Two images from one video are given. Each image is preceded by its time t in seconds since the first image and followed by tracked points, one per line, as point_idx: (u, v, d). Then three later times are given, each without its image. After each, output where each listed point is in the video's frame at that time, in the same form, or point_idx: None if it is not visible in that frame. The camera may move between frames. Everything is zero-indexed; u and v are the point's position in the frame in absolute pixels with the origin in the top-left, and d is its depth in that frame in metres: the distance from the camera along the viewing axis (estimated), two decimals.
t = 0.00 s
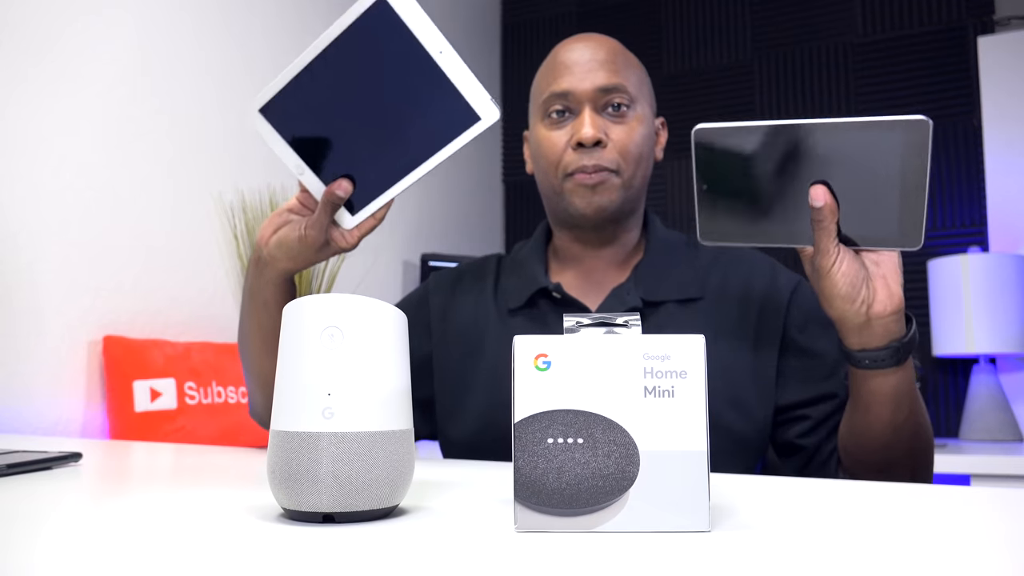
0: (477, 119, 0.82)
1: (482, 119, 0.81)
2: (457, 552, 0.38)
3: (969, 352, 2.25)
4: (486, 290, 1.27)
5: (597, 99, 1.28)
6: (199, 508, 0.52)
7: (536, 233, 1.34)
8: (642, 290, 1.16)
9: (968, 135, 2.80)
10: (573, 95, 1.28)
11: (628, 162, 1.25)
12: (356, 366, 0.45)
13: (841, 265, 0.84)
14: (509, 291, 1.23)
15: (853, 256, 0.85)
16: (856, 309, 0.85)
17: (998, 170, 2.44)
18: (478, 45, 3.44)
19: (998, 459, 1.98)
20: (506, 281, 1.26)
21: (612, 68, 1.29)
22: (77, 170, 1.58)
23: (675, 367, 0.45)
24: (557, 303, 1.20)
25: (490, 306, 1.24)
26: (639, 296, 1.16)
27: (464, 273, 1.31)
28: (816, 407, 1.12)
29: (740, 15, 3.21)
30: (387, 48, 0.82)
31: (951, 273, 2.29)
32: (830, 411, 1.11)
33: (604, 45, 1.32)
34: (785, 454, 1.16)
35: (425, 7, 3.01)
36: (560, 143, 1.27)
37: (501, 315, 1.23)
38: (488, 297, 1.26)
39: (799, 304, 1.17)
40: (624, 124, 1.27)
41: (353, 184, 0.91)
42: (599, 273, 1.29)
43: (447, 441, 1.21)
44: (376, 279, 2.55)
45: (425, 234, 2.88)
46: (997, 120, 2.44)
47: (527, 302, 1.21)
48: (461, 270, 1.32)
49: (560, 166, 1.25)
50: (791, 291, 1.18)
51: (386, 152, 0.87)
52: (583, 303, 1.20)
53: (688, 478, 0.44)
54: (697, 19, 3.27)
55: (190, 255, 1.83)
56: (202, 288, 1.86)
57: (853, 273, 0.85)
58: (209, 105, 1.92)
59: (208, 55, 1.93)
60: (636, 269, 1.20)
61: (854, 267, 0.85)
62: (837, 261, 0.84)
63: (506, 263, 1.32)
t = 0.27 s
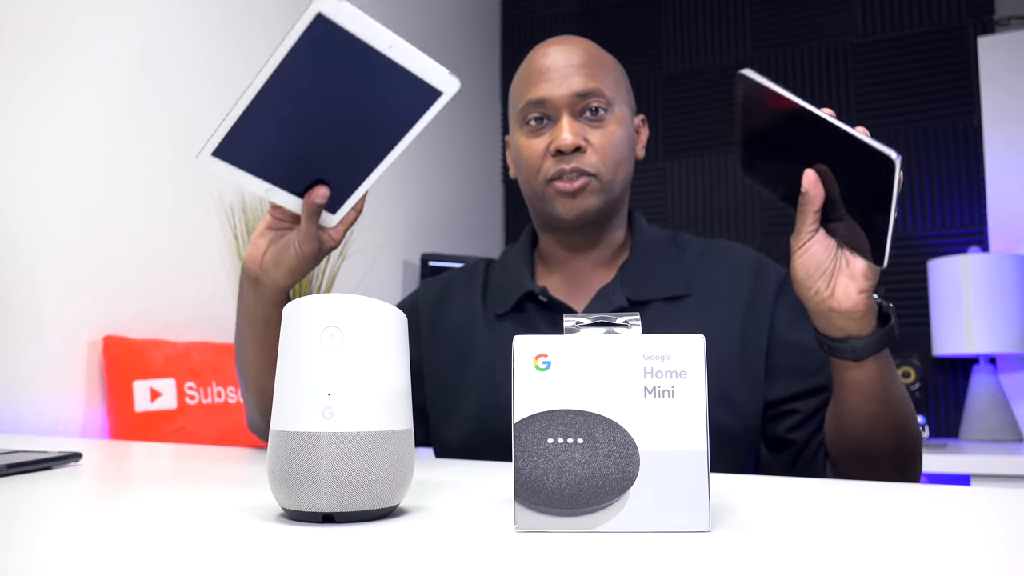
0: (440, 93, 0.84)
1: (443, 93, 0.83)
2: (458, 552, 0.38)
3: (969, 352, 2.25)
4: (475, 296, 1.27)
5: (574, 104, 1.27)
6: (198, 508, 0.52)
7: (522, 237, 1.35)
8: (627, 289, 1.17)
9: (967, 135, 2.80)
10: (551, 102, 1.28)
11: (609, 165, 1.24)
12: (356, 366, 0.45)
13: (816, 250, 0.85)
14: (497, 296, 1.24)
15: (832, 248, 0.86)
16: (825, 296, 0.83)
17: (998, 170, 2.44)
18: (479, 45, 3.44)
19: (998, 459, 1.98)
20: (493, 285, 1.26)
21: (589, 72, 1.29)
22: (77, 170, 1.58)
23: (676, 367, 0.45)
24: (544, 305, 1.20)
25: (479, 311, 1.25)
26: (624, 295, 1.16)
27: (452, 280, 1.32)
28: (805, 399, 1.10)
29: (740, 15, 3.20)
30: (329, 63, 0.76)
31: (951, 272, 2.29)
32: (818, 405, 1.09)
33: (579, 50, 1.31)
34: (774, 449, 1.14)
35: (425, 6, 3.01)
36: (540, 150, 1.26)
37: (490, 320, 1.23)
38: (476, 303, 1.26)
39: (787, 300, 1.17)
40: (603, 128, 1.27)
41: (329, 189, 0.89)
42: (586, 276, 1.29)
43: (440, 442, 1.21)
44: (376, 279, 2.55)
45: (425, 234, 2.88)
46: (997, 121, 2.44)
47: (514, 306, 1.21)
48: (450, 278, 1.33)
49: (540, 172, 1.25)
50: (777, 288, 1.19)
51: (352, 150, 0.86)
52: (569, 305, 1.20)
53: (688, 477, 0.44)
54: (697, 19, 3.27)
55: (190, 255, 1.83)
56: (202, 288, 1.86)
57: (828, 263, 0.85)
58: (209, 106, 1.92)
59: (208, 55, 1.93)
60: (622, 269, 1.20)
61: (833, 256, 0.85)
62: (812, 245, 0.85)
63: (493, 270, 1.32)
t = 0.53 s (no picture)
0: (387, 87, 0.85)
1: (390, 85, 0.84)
2: (458, 551, 0.38)
3: (969, 352, 2.25)
4: (465, 301, 1.27)
5: (559, 104, 1.27)
6: (197, 508, 0.52)
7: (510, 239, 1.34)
8: (613, 291, 1.16)
9: (967, 135, 2.80)
10: (535, 102, 1.27)
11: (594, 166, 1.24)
12: (356, 366, 0.45)
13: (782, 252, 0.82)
14: (485, 300, 1.23)
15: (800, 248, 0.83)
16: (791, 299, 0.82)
17: (998, 170, 2.44)
18: (479, 45, 3.44)
19: (999, 459, 1.98)
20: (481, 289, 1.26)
21: (574, 72, 1.29)
22: (77, 170, 1.57)
23: (675, 367, 0.45)
24: (532, 309, 1.19)
25: (469, 316, 1.24)
26: (610, 296, 1.15)
27: (443, 286, 1.33)
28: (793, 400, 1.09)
29: (740, 15, 3.20)
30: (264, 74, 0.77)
31: (951, 272, 2.29)
32: (805, 404, 1.08)
33: (564, 50, 1.31)
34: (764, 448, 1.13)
35: (425, 6, 3.01)
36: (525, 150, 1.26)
37: (480, 324, 1.23)
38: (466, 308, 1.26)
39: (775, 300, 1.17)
40: (588, 128, 1.26)
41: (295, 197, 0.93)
42: (573, 277, 1.29)
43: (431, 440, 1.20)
44: (377, 279, 2.55)
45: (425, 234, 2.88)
46: (997, 121, 2.44)
47: (502, 310, 1.20)
48: (441, 284, 1.34)
49: (525, 172, 1.24)
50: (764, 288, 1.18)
51: (304, 155, 0.87)
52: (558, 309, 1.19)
53: (688, 477, 0.44)
54: (697, 18, 3.27)
55: (190, 255, 1.83)
56: (202, 288, 1.86)
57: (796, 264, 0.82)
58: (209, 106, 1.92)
59: (207, 55, 1.93)
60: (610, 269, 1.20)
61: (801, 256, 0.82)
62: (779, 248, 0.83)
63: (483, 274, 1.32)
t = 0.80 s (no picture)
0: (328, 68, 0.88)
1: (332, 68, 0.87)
2: (459, 551, 0.38)
3: (969, 352, 2.25)
4: (462, 302, 1.28)
5: (517, 119, 1.22)
6: (198, 508, 0.52)
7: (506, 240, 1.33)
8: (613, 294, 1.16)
9: (967, 135, 2.80)
10: (494, 116, 1.24)
11: (549, 185, 1.21)
12: (356, 366, 0.45)
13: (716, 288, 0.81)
14: (482, 301, 1.24)
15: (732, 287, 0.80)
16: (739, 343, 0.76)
17: (998, 170, 2.44)
18: (478, 44, 3.44)
19: (999, 459, 1.98)
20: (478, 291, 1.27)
21: (538, 82, 1.22)
22: (76, 171, 1.57)
23: (675, 367, 0.45)
24: (529, 312, 1.20)
25: (466, 317, 1.26)
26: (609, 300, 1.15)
27: (438, 287, 1.33)
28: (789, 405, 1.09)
29: (740, 15, 3.20)
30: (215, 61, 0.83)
31: (951, 272, 2.29)
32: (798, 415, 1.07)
33: (535, 55, 1.24)
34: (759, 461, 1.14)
35: (425, 6, 3.01)
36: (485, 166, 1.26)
37: (477, 325, 1.24)
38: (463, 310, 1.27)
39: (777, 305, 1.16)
40: (545, 143, 1.22)
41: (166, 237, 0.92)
42: (567, 279, 1.28)
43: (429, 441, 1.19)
44: (377, 278, 2.55)
45: (425, 234, 2.88)
46: (997, 121, 2.44)
47: (500, 312, 1.22)
48: (436, 285, 1.34)
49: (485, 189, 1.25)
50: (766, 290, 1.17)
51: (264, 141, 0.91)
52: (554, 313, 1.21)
53: (689, 477, 0.44)
54: (697, 18, 3.27)
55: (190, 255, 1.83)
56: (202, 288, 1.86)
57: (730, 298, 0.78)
58: (208, 106, 1.92)
59: (207, 55, 1.92)
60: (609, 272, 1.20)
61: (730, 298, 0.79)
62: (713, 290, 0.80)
63: (479, 276, 1.33)
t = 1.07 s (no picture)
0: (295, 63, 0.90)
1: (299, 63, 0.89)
2: (459, 551, 0.38)
3: (969, 352, 2.25)
4: (464, 301, 1.27)
5: (528, 123, 1.21)
6: (198, 507, 0.52)
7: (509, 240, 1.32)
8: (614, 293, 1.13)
9: (967, 135, 2.80)
10: (505, 116, 1.23)
11: (553, 192, 1.20)
12: (356, 366, 0.45)
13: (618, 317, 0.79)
14: (484, 300, 1.23)
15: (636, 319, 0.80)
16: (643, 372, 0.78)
17: (998, 170, 2.44)
18: (478, 45, 3.44)
19: (999, 459, 1.98)
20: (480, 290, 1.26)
21: (552, 88, 1.21)
22: (77, 171, 1.58)
23: (675, 367, 0.45)
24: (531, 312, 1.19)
25: (468, 316, 1.24)
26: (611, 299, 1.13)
27: (440, 286, 1.32)
28: (772, 403, 1.09)
29: (740, 15, 3.20)
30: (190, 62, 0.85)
31: (951, 272, 2.29)
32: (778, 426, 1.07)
33: (553, 57, 1.22)
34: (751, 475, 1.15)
35: (425, 6, 3.01)
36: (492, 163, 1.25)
37: (479, 325, 1.23)
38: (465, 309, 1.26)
39: (771, 310, 1.16)
40: (553, 151, 1.21)
41: None
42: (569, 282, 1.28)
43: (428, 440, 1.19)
44: (377, 278, 2.55)
45: (425, 234, 2.88)
46: (997, 121, 2.44)
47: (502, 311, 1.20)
48: (438, 283, 1.33)
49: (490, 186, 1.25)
50: (762, 295, 1.18)
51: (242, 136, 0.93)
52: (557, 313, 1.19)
53: (689, 477, 0.44)
54: (696, 18, 3.27)
55: (190, 255, 1.83)
56: (202, 288, 1.86)
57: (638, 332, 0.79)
58: (208, 106, 1.92)
59: (207, 55, 1.93)
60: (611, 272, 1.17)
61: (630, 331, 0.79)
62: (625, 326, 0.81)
63: (481, 274, 1.32)
